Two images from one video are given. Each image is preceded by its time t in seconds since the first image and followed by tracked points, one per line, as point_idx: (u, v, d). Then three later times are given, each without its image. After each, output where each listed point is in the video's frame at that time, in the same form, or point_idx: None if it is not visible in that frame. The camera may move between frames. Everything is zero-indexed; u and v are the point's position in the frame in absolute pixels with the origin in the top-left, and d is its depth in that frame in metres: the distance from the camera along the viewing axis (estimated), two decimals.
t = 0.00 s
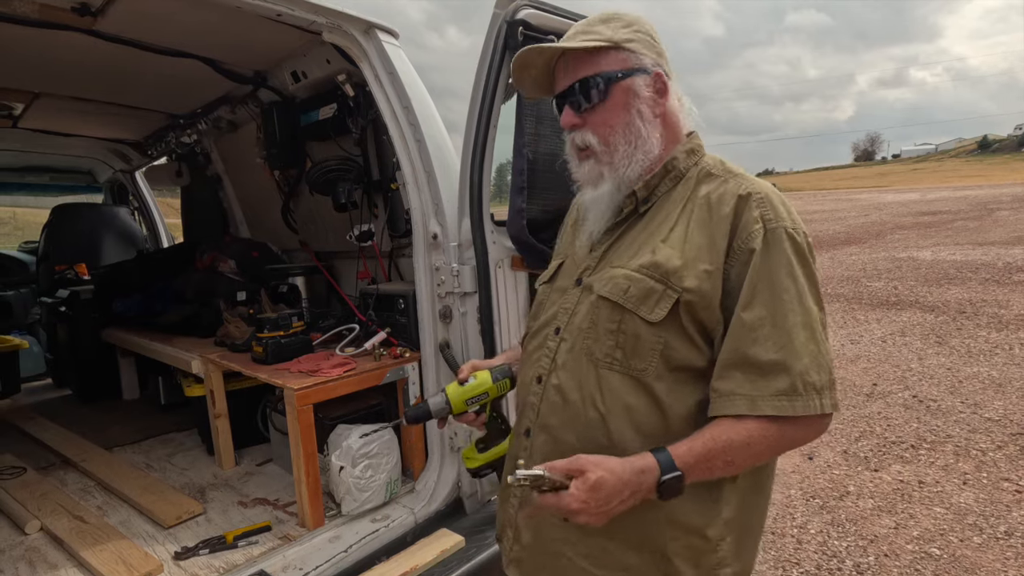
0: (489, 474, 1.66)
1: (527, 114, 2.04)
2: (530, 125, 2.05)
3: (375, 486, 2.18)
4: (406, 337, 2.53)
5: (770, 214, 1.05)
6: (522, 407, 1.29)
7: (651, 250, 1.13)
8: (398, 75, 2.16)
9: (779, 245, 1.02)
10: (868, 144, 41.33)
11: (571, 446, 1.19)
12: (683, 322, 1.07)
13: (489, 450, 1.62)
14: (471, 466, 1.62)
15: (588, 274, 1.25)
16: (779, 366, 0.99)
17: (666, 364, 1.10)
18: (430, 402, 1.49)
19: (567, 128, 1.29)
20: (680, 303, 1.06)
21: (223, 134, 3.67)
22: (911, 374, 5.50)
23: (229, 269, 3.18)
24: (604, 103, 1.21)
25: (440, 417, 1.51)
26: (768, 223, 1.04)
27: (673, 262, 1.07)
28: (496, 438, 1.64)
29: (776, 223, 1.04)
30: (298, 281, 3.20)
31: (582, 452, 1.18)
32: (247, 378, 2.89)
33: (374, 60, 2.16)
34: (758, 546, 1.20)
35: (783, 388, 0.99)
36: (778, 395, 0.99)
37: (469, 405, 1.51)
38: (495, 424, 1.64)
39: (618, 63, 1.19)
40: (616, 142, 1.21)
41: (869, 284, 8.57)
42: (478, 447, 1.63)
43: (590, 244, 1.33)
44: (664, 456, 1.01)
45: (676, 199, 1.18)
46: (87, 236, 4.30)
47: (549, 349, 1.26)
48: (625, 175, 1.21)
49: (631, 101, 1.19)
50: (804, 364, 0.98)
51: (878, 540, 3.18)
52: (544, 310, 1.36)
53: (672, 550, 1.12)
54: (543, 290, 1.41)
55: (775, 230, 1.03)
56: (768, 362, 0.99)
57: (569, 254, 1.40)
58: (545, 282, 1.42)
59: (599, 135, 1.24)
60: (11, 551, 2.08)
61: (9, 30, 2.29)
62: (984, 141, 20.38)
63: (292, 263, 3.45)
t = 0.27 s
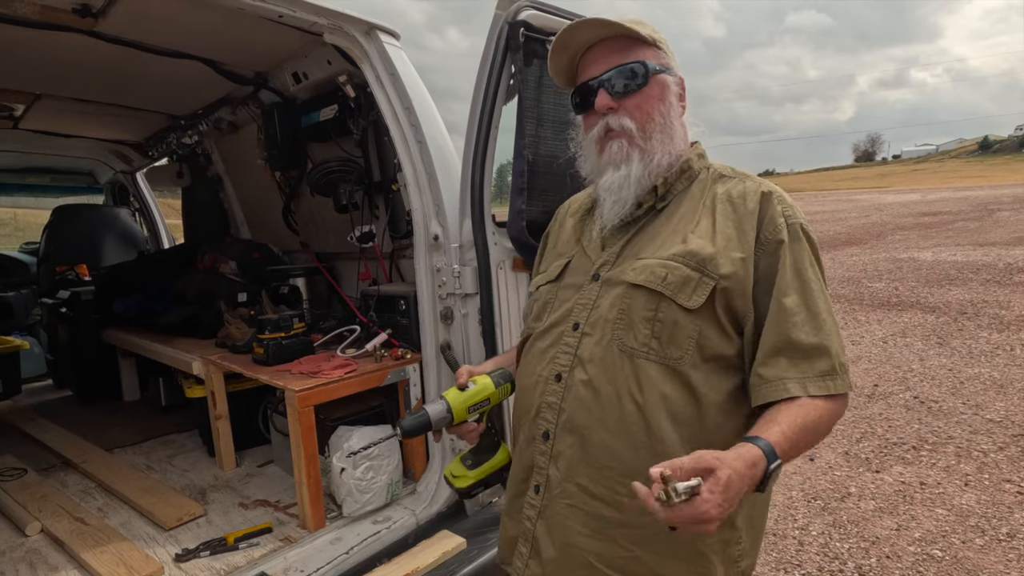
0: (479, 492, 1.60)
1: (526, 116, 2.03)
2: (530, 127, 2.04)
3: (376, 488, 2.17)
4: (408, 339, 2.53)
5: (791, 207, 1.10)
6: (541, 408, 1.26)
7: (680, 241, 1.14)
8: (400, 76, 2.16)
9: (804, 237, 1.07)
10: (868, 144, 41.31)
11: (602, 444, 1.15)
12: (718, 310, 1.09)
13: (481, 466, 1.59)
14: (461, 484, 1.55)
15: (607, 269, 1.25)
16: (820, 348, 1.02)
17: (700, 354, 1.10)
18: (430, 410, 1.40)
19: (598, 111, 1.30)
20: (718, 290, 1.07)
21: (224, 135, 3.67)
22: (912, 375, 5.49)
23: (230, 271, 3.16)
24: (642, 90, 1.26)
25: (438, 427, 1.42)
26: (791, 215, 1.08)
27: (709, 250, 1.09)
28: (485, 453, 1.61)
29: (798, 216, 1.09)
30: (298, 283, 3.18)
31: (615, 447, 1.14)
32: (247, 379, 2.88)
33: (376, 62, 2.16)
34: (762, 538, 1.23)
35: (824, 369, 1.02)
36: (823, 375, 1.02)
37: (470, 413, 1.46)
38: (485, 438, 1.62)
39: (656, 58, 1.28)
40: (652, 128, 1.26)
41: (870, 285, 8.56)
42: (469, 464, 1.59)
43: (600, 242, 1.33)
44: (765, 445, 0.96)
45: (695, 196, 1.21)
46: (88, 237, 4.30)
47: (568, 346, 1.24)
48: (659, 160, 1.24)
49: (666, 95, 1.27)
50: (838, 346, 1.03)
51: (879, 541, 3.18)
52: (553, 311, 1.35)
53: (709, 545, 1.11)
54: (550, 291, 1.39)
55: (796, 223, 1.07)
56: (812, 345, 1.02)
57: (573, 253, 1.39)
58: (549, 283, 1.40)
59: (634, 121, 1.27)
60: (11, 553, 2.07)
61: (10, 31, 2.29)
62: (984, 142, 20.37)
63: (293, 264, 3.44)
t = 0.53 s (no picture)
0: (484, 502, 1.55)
1: (528, 117, 2.03)
2: (532, 127, 2.04)
3: (378, 489, 2.17)
4: (410, 340, 2.53)
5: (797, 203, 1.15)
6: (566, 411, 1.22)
7: (701, 237, 1.15)
8: (402, 77, 2.15)
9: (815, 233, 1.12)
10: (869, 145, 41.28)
11: (637, 445, 1.12)
12: (744, 306, 1.10)
13: (487, 475, 1.53)
14: (469, 496, 1.49)
15: (625, 267, 1.23)
16: (851, 334, 1.08)
17: (728, 349, 1.11)
18: (439, 418, 1.36)
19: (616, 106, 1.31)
20: (745, 285, 1.09)
21: (226, 136, 3.68)
22: (914, 375, 5.48)
23: (232, 272, 3.17)
24: (658, 90, 1.30)
25: (449, 435, 1.37)
26: (803, 213, 1.13)
27: (734, 246, 1.10)
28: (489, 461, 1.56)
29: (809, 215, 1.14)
30: (301, 283, 3.17)
31: (652, 448, 1.11)
32: (249, 380, 2.88)
33: (378, 63, 2.16)
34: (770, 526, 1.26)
35: (858, 352, 1.08)
36: (859, 359, 1.07)
37: (479, 417, 1.42)
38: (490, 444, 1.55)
39: (668, 60, 1.33)
40: (668, 127, 1.31)
41: (871, 286, 8.55)
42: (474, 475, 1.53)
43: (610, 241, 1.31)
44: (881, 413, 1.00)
45: (707, 194, 1.22)
46: (89, 238, 4.30)
47: (589, 348, 1.22)
48: (674, 156, 1.28)
49: (676, 96, 1.33)
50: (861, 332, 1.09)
51: (881, 543, 3.17)
52: (563, 314, 1.32)
53: (743, 538, 1.11)
54: (560, 292, 1.34)
55: (808, 220, 1.12)
56: (843, 333, 1.08)
57: (580, 253, 1.36)
58: (557, 284, 1.36)
59: (650, 118, 1.30)
60: (13, 554, 2.07)
61: (13, 31, 2.29)
62: (986, 142, 20.34)
63: (294, 265, 3.44)
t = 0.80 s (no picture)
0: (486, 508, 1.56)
1: (530, 118, 2.03)
2: (533, 128, 2.04)
3: (380, 489, 2.18)
4: (411, 340, 2.53)
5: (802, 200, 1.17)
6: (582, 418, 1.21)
7: (711, 237, 1.15)
8: (404, 78, 2.16)
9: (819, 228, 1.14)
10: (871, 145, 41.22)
11: (655, 452, 1.12)
12: (756, 306, 1.11)
13: (489, 480, 1.55)
14: (471, 503, 1.52)
15: (634, 269, 1.22)
16: (864, 330, 1.09)
17: (742, 351, 1.11)
18: (446, 413, 1.32)
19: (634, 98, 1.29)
20: (758, 285, 1.09)
21: (228, 136, 3.68)
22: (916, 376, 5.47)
23: (234, 272, 3.19)
24: (672, 85, 1.31)
25: (455, 432, 1.33)
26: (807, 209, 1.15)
27: (746, 245, 1.11)
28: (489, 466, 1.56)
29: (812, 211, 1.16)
30: (302, 284, 3.19)
31: (671, 455, 1.11)
32: (251, 380, 2.89)
33: (379, 63, 2.16)
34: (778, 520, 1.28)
35: (877, 342, 1.08)
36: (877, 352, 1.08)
37: (484, 414, 1.39)
38: (490, 449, 1.56)
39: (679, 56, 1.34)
40: (681, 122, 1.31)
41: (873, 286, 8.54)
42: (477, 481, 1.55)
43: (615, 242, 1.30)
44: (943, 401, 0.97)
45: (711, 192, 1.23)
46: (92, 238, 4.31)
47: (601, 352, 1.20)
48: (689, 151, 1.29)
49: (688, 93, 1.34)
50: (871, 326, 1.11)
51: (883, 543, 3.17)
52: (570, 318, 1.30)
53: (760, 538, 1.12)
54: (566, 296, 1.32)
55: (813, 216, 1.14)
56: (856, 328, 1.09)
57: (584, 254, 1.34)
58: (561, 287, 1.34)
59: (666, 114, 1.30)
60: (16, 553, 2.08)
61: (17, 33, 2.30)
62: (988, 142, 20.30)
63: (296, 266, 3.45)
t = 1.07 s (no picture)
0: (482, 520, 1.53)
1: (531, 118, 2.03)
2: (534, 129, 2.04)
3: (381, 489, 2.17)
4: (412, 340, 2.54)
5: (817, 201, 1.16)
6: (597, 431, 1.19)
7: (725, 239, 1.15)
8: (404, 78, 2.16)
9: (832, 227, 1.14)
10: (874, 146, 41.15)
11: (675, 465, 1.11)
12: (771, 311, 1.10)
13: (483, 491, 1.51)
14: (463, 515, 1.48)
15: (645, 274, 1.21)
16: (879, 329, 1.09)
17: (758, 356, 1.11)
18: (429, 435, 1.31)
19: (652, 94, 1.26)
20: (774, 289, 1.09)
21: (230, 137, 3.69)
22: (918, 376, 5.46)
23: (236, 272, 3.20)
24: (685, 79, 1.30)
25: (439, 453, 1.33)
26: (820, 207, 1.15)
27: (762, 249, 1.10)
28: (486, 477, 1.53)
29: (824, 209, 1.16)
30: (304, 284, 3.19)
31: (690, 468, 1.10)
32: (253, 380, 2.89)
33: (381, 64, 2.17)
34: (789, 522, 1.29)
35: (891, 344, 1.08)
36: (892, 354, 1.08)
37: (470, 432, 1.37)
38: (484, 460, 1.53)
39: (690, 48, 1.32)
40: (694, 117, 1.31)
41: (875, 287, 8.53)
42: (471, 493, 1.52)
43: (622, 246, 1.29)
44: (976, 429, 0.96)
45: (722, 192, 1.23)
46: (94, 238, 4.33)
47: (614, 361, 1.20)
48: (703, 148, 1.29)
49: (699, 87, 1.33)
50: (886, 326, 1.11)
51: (885, 544, 3.17)
52: (580, 325, 1.29)
53: (779, 546, 1.13)
54: (574, 302, 1.31)
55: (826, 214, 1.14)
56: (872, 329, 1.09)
57: (590, 258, 1.33)
58: (568, 292, 1.33)
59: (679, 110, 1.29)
60: (19, 552, 2.09)
61: (20, 34, 2.31)
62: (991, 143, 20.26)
63: (297, 266, 3.46)
